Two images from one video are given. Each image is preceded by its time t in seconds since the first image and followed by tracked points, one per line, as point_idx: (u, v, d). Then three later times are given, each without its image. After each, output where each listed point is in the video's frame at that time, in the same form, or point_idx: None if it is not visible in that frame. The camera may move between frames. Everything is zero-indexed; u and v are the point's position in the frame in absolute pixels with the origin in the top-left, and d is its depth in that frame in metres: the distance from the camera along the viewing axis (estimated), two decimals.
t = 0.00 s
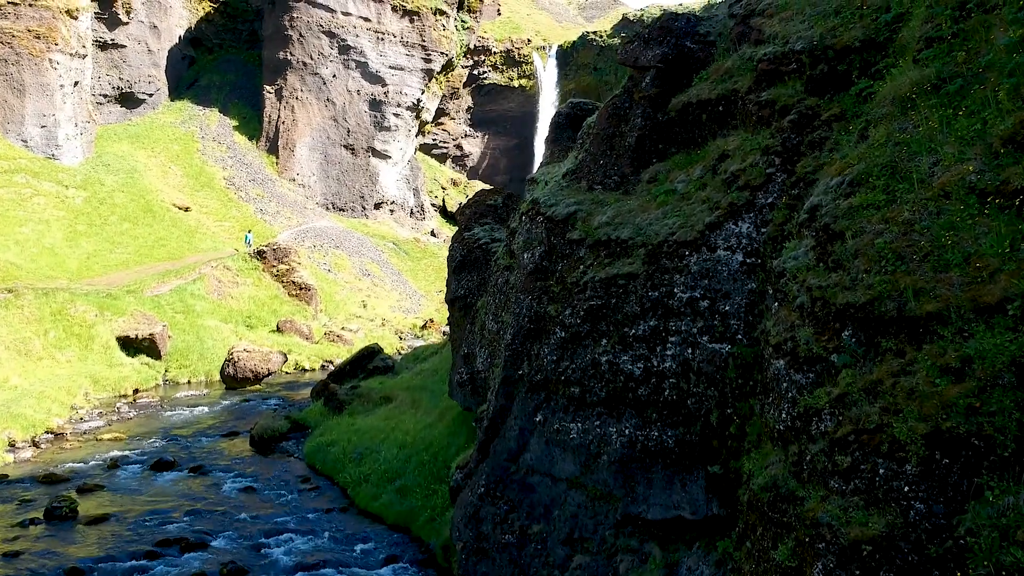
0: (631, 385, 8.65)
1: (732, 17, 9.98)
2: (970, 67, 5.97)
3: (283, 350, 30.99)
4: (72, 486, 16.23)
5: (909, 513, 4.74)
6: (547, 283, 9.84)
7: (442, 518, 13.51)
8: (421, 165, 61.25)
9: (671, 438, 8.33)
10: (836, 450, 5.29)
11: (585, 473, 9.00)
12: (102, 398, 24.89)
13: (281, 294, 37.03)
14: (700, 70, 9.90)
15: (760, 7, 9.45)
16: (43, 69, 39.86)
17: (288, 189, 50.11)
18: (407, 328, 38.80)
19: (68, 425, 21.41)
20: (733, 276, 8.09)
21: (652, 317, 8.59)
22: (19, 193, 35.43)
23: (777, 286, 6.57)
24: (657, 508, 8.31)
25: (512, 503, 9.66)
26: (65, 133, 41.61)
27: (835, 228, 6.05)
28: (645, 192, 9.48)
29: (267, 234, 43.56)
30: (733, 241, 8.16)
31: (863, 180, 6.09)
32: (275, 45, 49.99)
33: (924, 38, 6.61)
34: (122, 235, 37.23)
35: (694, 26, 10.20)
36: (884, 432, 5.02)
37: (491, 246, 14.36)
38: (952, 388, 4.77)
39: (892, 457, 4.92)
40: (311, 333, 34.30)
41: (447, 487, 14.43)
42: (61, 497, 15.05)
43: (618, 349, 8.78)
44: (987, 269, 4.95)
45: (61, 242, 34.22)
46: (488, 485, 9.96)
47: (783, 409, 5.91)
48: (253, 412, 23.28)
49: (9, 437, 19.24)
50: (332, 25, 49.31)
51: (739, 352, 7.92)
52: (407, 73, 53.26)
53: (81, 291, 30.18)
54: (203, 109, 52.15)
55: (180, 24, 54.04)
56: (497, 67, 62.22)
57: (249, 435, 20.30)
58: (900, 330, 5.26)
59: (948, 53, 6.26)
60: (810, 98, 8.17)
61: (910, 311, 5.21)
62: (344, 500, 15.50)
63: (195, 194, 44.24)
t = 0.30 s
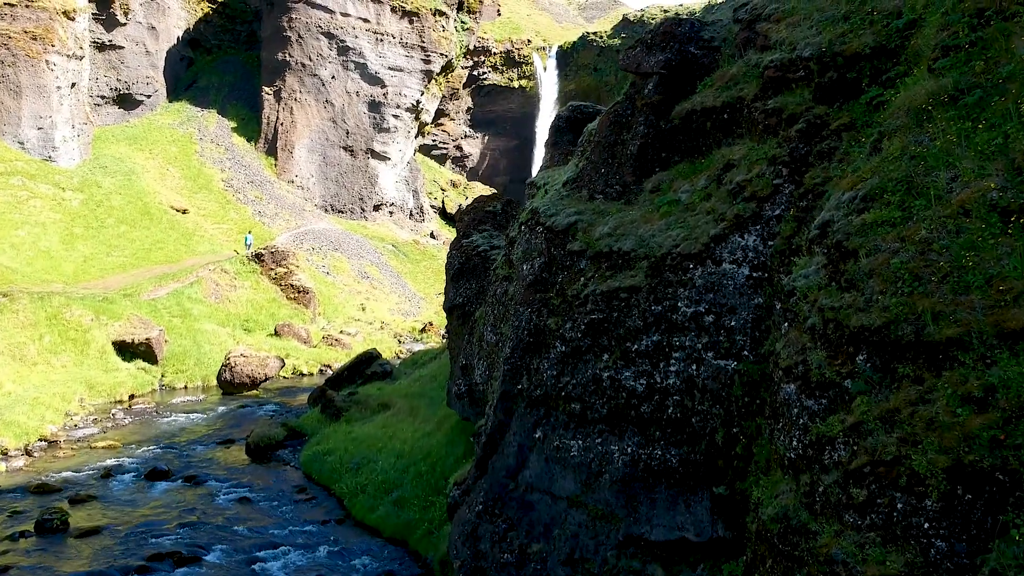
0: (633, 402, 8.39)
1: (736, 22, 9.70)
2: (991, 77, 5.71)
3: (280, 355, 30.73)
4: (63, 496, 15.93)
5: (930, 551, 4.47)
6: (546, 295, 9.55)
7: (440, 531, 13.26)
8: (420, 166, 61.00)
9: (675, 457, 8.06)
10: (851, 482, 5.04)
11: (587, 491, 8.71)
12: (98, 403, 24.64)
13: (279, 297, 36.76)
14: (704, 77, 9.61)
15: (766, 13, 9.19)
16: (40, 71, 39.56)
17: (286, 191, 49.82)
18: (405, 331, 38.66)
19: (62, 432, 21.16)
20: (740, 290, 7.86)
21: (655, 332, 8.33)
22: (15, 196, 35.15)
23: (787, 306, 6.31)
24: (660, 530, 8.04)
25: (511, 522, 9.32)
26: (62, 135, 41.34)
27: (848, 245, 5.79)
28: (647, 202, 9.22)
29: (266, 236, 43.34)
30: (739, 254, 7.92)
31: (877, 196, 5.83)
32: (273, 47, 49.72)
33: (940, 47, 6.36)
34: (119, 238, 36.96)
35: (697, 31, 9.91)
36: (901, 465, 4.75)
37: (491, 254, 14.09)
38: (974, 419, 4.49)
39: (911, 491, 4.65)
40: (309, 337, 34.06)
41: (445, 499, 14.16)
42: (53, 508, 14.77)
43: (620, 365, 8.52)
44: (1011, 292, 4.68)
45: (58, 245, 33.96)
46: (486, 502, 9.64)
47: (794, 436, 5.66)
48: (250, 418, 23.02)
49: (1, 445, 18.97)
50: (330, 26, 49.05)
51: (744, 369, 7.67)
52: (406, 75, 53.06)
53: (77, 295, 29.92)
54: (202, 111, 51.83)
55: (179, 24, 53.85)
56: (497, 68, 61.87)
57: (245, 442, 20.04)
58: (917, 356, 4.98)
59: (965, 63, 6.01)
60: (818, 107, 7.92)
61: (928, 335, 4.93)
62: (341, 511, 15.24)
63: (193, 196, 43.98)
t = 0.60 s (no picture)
0: (635, 420, 8.11)
1: (741, 26, 9.42)
2: (1014, 87, 5.44)
3: (277, 359, 30.45)
4: (55, 507, 15.65)
5: None
6: (545, 307, 9.26)
7: (438, 544, 12.98)
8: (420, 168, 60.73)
9: (678, 478, 7.77)
10: (867, 518, 4.76)
11: (587, 511, 8.41)
12: (92, 409, 24.36)
13: (277, 301, 36.49)
14: (708, 83, 9.33)
15: (771, 17, 8.93)
16: (37, 72, 39.20)
17: (285, 193, 49.48)
18: (404, 334, 38.50)
19: (55, 439, 20.86)
20: (746, 305, 7.61)
21: (658, 347, 8.05)
22: (11, 198, 34.86)
23: (797, 326, 6.02)
24: (664, 552, 7.76)
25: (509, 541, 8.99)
26: (59, 137, 41.01)
27: (862, 264, 5.52)
28: (649, 213, 8.96)
29: (264, 239, 43.12)
30: (745, 268, 7.68)
31: (892, 212, 5.56)
32: (272, 48, 49.38)
33: (957, 54, 6.10)
34: (116, 241, 36.69)
35: (701, 35, 9.61)
36: (921, 501, 4.46)
37: (490, 261, 13.81)
38: (1001, 452, 4.19)
39: (933, 529, 4.36)
40: (307, 341, 33.78)
41: (443, 511, 13.89)
42: (43, 520, 14.46)
43: (622, 381, 8.23)
44: None
45: (54, 248, 33.69)
46: (483, 521, 9.32)
47: (806, 466, 5.39)
48: (246, 425, 22.75)
49: None
50: (328, 28, 48.73)
51: (751, 387, 7.41)
52: (406, 76, 52.79)
53: (73, 299, 29.63)
54: (200, 112, 51.49)
55: (177, 25, 53.53)
56: (497, 69, 61.53)
57: (241, 450, 19.76)
58: (937, 382, 4.69)
59: (985, 72, 5.74)
60: (827, 115, 7.66)
61: (949, 361, 4.63)
62: (337, 523, 14.98)
63: (191, 199, 43.70)
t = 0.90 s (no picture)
0: (638, 438, 7.83)
1: (746, 30, 9.14)
2: None
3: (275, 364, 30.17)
4: (45, 518, 15.37)
5: None
6: (544, 320, 8.97)
7: (435, 559, 12.70)
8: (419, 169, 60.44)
9: (683, 499, 7.48)
10: (886, 556, 4.47)
11: (587, 532, 8.10)
12: (87, 416, 24.08)
13: (275, 304, 36.20)
14: (713, 88, 9.03)
15: (777, 21, 8.65)
16: (33, 73, 38.90)
17: (283, 195, 49.13)
18: (404, 337, 38.28)
19: (47, 447, 20.57)
20: (753, 319, 7.34)
21: (662, 363, 7.79)
22: (7, 201, 34.59)
23: (809, 347, 5.74)
24: None
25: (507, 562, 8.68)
26: (55, 138, 40.74)
27: (878, 283, 5.23)
28: (651, 223, 8.67)
29: (263, 241, 42.85)
30: (753, 281, 7.40)
31: (908, 228, 5.28)
32: (270, 49, 49.00)
33: (977, 61, 5.82)
34: (112, 244, 36.41)
35: (705, 39, 9.32)
36: (945, 540, 4.16)
37: (488, 268, 13.50)
38: None
39: (957, 572, 4.05)
40: (305, 344, 33.48)
41: (440, 524, 13.61)
42: (33, 532, 14.18)
43: (624, 398, 7.95)
44: None
45: (49, 251, 33.41)
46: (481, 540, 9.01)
47: (821, 497, 5.11)
48: (242, 431, 22.47)
49: None
50: (327, 28, 48.49)
51: (758, 405, 7.13)
52: (405, 77, 52.54)
53: (68, 303, 29.35)
54: (198, 113, 51.18)
55: (175, 26, 53.26)
56: (497, 70, 61.32)
57: (236, 458, 19.47)
58: (960, 412, 4.38)
59: (1007, 80, 5.46)
60: (837, 123, 7.39)
61: (973, 390, 4.33)
62: (332, 534, 14.69)
63: (189, 200, 43.42)
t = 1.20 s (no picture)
0: (641, 459, 7.54)
1: (754, 34, 8.82)
2: None
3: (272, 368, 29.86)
4: (36, 530, 15.07)
5: None
6: (543, 334, 8.66)
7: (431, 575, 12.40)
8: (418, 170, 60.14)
9: (688, 522, 7.19)
10: None
11: (588, 555, 7.78)
12: (81, 422, 23.78)
13: (272, 307, 35.90)
14: (718, 94, 8.70)
15: (786, 25, 8.34)
16: (29, 74, 38.54)
17: (281, 196, 48.76)
18: (402, 340, 38.04)
19: (40, 455, 20.26)
20: (762, 337, 7.04)
21: (665, 381, 7.49)
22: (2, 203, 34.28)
23: (822, 371, 5.44)
24: None
25: None
26: (52, 140, 40.42)
27: (896, 305, 4.92)
28: (655, 233, 8.38)
29: (262, 244, 42.58)
30: (760, 297, 7.11)
31: (929, 247, 4.97)
32: (268, 49, 48.64)
33: (1001, 69, 5.53)
34: (109, 246, 36.11)
35: (711, 43, 8.95)
36: None
37: (486, 276, 13.19)
38: None
39: None
40: (303, 348, 33.15)
41: (436, 538, 13.31)
42: (22, 546, 13.86)
43: (627, 417, 7.66)
44: None
45: (45, 254, 33.09)
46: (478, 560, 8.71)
47: (838, 533, 4.81)
48: (237, 438, 22.17)
49: None
50: (326, 29, 48.20)
51: (767, 427, 6.83)
52: (404, 78, 52.26)
53: (63, 307, 29.04)
54: (196, 114, 50.85)
55: (173, 26, 52.94)
56: (497, 70, 61.08)
57: (231, 467, 19.17)
58: (989, 447, 4.07)
59: None
60: (848, 131, 7.09)
61: (1004, 425, 4.01)
62: (328, 547, 14.39)
63: (186, 202, 43.11)
